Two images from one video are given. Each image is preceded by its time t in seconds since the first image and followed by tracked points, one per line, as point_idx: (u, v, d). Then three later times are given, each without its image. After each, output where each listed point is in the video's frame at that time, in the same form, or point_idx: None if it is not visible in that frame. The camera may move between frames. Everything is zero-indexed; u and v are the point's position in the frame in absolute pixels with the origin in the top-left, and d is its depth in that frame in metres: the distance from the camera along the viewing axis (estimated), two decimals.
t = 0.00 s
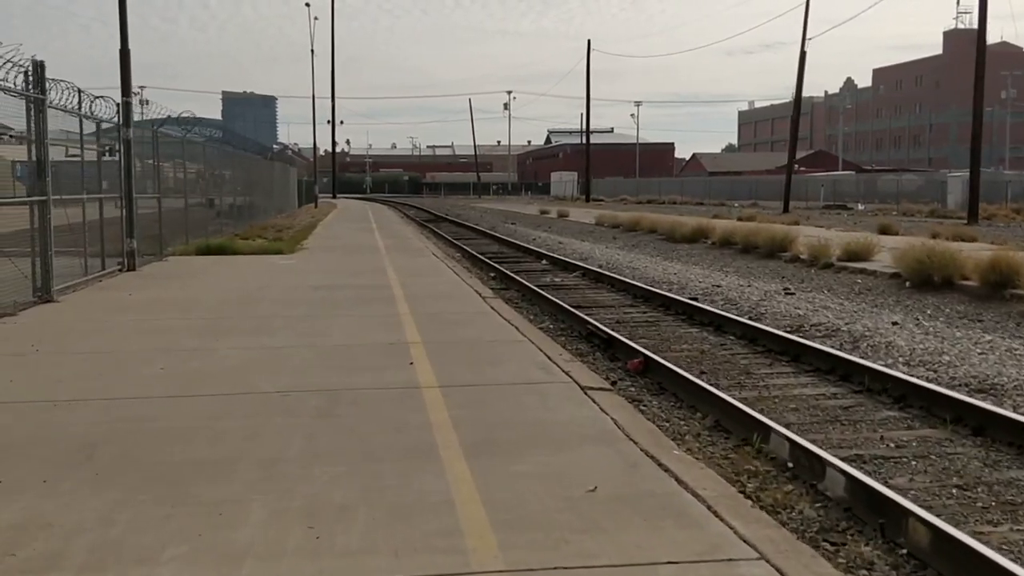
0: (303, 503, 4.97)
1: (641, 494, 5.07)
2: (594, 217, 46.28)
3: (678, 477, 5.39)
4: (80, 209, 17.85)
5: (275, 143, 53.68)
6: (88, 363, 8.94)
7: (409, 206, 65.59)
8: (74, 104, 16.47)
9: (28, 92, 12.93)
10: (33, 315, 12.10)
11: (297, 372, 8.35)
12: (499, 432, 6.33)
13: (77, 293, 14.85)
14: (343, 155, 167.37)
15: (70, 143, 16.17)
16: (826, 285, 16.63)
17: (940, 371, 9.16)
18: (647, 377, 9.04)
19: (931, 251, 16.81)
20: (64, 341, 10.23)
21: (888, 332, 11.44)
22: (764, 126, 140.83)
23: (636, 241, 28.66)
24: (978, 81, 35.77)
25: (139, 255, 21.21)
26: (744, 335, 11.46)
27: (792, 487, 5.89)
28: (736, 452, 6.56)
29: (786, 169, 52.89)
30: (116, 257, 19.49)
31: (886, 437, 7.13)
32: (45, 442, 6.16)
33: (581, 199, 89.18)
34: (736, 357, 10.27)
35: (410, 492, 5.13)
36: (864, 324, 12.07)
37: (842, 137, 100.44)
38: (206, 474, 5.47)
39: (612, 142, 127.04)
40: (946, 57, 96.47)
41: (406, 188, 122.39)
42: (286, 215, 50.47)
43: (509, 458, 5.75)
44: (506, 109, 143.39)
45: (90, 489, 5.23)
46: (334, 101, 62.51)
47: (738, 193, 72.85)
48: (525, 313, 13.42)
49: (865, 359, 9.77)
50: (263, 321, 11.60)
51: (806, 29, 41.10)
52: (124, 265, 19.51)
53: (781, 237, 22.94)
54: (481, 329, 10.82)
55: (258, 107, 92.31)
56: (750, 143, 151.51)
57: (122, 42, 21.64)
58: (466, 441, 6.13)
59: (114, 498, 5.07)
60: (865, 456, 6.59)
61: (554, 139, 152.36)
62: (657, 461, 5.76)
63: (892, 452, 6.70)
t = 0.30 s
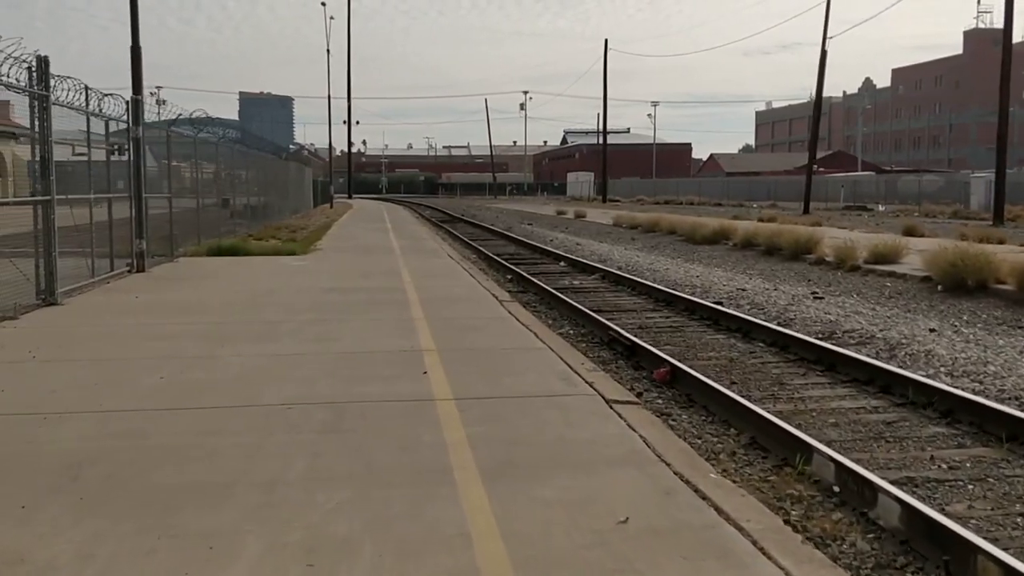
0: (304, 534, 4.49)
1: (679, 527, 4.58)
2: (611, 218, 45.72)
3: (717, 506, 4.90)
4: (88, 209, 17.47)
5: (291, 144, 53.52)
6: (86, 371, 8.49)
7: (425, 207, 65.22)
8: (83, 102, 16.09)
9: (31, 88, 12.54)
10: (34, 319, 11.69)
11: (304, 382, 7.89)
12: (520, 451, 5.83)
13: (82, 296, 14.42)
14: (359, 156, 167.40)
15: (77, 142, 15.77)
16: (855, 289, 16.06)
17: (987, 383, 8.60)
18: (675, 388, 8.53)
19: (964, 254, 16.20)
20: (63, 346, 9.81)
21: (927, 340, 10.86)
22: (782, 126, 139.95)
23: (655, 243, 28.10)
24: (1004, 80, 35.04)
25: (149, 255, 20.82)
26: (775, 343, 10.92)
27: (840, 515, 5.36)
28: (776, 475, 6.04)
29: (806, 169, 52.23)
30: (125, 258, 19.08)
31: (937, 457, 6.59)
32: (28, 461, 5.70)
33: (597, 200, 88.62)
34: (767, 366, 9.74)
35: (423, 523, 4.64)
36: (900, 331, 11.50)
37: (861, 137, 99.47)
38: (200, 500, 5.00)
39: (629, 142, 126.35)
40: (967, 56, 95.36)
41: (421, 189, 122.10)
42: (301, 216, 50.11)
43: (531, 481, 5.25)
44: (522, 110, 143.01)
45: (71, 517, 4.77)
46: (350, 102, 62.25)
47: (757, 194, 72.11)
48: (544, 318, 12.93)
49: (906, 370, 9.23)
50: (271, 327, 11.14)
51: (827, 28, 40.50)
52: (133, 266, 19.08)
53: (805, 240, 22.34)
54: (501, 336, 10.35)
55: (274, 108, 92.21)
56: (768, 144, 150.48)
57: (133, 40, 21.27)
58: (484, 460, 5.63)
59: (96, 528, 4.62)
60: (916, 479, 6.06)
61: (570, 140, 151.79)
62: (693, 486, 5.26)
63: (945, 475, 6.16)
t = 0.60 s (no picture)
0: None
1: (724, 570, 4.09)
2: (626, 218, 45.20)
3: (765, 544, 4.40)
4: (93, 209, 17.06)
5: (303, 144, 53.21)
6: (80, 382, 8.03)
7: (437, 207, 64.89)
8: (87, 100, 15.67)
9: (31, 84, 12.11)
10: (33, 324, 11.25)
11: (311, 395, 7.42)
12: (543, 476, 5.34)
13: (85, 299, 13.98)
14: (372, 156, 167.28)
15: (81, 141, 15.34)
16: (883, 293, 15.48)
17: None
18: (703, 402, 8.00)
19: (997, 257, 15.61)
20: (60, 354, 9.37)
21: (967, 350, 10.29)
22: (796, 126, 139.07)
23: (672, 245, 27.56)
24: None
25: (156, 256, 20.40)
26: (806, 352, 10.37)
27: (899, 552, 4.83)
28: (823, 504, 5.52)
29: (822, 168, 51.61)
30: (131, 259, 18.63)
31: (996, 482, 6.04)
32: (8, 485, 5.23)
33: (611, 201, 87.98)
34: (799, 377, 9.21)
35: (438, 562, 4.16)
36: (937, 340, 10.93)
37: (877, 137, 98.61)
38: (191, 532, 4.53)
39: (643, 142, 125.73)
40: (984, 55, 94.39)
41: (434, 189, 121.82)
42: (313, 215, 49.78)
43: (557, 513, 4.76)
44: (534, 110, 142.61)
45: (48, 553, 4.30)
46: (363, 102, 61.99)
47: (772, 194, 71.51)
48: (561, 323, 12.42)
49: (949, 382, 8.67)
50: (278, 333, 10.68)
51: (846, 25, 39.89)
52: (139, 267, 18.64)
53: (827, 241, 21.77)
54: (519, 343, 9.86)
55: (287, 108, 92.07)
56: (782, 143, 149.54)
57: (141, 37, 20.88)
58: (504, 487, 5.14)
59: (75, 566, 4.16)
60: (978, 508, 5.53)
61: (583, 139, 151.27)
62: (736, 519, 4.76)
63: (1007, 503, 5.63)
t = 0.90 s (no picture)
0: None
1: None
2: (639, 219, 44.66)
3: None
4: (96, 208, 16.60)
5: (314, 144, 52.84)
6: (71, 393, 7.54)
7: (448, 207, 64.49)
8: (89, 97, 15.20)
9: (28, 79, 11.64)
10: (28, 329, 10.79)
11: (315, 409, 6.93)
12: (570, 506, 4.83)
13: (85, 302, 13.51)
14: (382, 156, 167.04)
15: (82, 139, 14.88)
16: (912, 297, 14.90)
17: None
18: (735, 417, 7.46)
19: None
20: (53, 362, 8.91)
21: (1009, 360, 9.72)
22: (809, 126, 138.22)
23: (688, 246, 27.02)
24: None
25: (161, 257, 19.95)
26: (838, 361, 9.81)
27: None
28: (878, 537, 4.98)
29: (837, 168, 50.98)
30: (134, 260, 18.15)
31: None
32: None
33: (622, 201, 87.35)
34: (834, 389, 8.66)
35: None
36: (975, 348, 10.36)
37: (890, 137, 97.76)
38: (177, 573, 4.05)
39: (654, 143, 125.09)
40: (999, 55, 93.47)
41: (444, 189, 121.45)
42: (324, 216, 49.38)
43: (587, 550, 4.26)
44: (545, 110, 142.15)
45: None
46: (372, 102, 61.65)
47: (785, 194, 70.87)
48: (578, 328, 11.89)
49: (996, 396, 8.11)
50: (283, 339, 10.20)
51: (863, 23, 39.28)
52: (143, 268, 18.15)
53: (849, 243, 21.17)
54: (536, 351, 9.35)
55: (298, 108, 91.80)
56: (794, 144, 148.65)
57: (147, 33, 20.43)
58: (527, 520, 4.64)
59: None
60: None
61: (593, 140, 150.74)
62: (788, 560, 4.25)
63: None
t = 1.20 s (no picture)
0: None
1: None
2: (652, 220, 44.15)
3: None
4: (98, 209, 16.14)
5: (324, 144, 52.48)
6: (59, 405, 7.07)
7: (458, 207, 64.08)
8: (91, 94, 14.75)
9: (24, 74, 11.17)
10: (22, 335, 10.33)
11: (318, 425, 6.44)
12: (600, 541, 4.34)
13: (83, 306, 13.03)
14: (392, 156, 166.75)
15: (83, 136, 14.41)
16: (941, 302, 14.35)
17: None
18: (769, 434, 6.94)
19: None
20: (44, 370, 8.44)
21: None
22: (820, 126, 137.42)
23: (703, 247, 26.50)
24: None
25: (165, 258, 19.50)
26: (872, 371, 9.28)
27: None
28: None
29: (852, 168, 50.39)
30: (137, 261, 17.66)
31: None
32: None
33: (633, 201, 86.79)
34: (871, 402, 8.14)
35: None
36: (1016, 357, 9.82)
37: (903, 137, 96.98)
38: None
39: (665, 143, 124.44)
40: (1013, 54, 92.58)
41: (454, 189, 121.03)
42: (333, 216, 48.94)
43: None
44: (555, 110, 141.65)
45: None
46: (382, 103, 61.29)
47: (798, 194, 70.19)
48: (596, 335, 11.38)
49: None
50: (286, 346, 9.73)
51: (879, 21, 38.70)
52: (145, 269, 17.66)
53: (870, 245, 20.60)
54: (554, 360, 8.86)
55: (307, 107, 91.47)
56: (806, 144, 147.90)
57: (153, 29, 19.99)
58: (552, 558, 4.14)
59: None
60: None
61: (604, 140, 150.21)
62: None
63: None
